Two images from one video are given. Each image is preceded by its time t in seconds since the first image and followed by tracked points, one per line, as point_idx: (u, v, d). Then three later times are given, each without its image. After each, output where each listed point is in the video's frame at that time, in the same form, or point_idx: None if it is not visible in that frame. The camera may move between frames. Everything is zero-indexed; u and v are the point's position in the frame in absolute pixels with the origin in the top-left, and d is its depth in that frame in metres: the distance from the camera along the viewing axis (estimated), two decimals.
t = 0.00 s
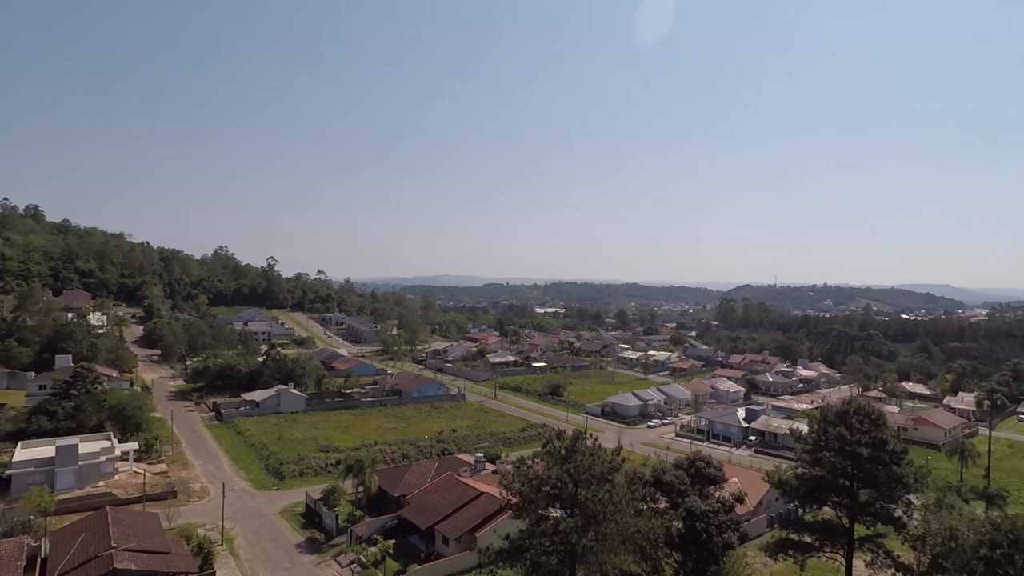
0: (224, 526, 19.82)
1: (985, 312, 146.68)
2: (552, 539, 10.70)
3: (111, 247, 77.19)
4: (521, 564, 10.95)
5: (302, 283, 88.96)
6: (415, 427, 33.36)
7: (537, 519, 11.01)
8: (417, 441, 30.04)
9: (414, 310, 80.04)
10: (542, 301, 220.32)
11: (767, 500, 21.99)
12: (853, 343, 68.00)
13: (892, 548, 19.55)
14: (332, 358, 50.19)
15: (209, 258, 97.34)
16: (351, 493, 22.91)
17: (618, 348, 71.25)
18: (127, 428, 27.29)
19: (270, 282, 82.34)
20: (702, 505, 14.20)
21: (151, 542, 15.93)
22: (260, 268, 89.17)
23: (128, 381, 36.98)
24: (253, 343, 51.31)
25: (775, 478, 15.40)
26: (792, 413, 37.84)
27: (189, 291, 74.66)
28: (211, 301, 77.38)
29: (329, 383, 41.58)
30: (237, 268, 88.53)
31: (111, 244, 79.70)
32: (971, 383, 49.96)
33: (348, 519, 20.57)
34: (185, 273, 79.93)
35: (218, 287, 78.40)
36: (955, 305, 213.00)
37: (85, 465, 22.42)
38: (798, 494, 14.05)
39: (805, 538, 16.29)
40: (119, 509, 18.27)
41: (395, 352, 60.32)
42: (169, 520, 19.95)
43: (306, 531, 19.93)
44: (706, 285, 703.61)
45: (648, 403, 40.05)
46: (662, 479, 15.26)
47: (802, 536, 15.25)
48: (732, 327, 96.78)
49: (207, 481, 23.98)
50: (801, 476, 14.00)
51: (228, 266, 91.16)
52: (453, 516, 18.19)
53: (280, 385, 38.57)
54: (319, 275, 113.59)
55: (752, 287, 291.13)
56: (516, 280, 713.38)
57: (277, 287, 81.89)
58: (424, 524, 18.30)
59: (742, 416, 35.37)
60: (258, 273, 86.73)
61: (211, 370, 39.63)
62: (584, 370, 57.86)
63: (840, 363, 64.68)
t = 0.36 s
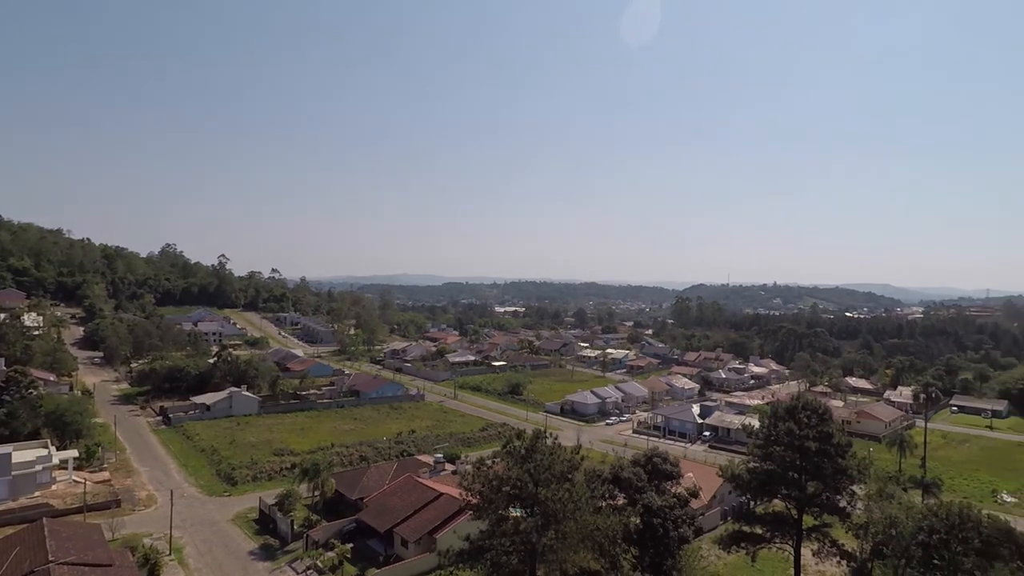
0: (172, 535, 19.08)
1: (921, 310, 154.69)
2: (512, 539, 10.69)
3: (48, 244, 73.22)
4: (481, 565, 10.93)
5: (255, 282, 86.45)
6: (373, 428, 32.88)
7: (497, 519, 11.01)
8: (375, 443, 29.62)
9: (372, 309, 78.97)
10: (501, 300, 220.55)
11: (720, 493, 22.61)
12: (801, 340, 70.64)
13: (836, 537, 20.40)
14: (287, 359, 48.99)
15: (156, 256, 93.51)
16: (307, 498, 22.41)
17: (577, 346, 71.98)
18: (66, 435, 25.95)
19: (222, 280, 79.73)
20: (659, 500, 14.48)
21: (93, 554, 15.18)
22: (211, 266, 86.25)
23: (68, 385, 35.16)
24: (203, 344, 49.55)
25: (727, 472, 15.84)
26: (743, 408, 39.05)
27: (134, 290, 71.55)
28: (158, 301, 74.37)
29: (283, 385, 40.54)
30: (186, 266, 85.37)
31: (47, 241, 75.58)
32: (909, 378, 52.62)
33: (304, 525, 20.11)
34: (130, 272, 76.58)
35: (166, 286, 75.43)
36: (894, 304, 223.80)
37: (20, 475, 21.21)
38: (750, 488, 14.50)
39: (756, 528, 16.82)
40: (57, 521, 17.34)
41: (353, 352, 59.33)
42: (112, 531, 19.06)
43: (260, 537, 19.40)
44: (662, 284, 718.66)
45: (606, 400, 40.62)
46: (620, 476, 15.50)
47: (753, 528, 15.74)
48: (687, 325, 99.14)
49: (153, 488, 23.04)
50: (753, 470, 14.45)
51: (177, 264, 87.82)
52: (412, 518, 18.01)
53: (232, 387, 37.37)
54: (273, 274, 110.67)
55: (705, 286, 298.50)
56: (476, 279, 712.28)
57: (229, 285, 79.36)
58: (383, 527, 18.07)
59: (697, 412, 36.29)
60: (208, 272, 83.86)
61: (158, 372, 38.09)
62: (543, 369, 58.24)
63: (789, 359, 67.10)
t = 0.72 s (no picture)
0: (114, 547, 18.23)
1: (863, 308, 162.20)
2: (471, 541, 10.65)
3: None
4: (440, 567, 10.86)
5: (204, 281, 83.40)
6: (329, 431, 32.23)
7: (456, 520, 10.96)
8: (331, 445, 29.04)
9: (328, 309, 77.39)
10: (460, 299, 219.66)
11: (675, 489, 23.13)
12: (751, 338, 72.96)
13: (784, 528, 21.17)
14: (238, 360, 47.48)
15: (96, 253, 89.04)
16: (259, 504, 21.80)
17: (535, 345, 72.36)
18: None
19: (168, 279, 76.61)
20: (616, 497, 14.71)
21: (27, 570, 14.33)
22: (156, 264, 82.77)
23: None
24: (148, 345, 47.50)
25: (682, 468, 16.22)
26: (697, 405, 40.07)
27: (72, 289, 67.98)
28: (98, 301, 70.85)
29: (235, 387, 39.29)
30: (129, 264, 81.64)
31: None
32: (851, 373, 55.05)
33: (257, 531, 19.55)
34: (67, 270, 72.69)
35: (107, 285, 71.94)
36: (837, 302, 233.73)
37: None
38: (704, 482, 14.91)
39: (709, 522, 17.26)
40: None
41: (308, 353, 58.01)
42: (49, 544, 18.07)
43: (211, 546, 18.75)
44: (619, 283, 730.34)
45: (565, 399, 40.98)
46: (578, 474, 15.67)
47: (707, 522, 16.18)
48: (643, 324, 101.06)
49: (94, 498, 21.96)
50: (706, 466, 14.85)
51: (119, 262, 83.91)
52: (370, 522, 17.76)
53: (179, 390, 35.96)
54: (223, 273, 107.05)
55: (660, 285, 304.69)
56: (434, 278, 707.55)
57: (176, 284, 76.34)
58: (339, 532, 17.75)
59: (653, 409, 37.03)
60: (153, 270, 80.44)
61: (99, 376, 36.31)
62: (502, 368, 58.31)
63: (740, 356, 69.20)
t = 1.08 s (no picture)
0: (47, 562, 17.25)
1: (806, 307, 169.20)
2: (428, 545, 10.54)
3: None
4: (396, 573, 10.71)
5: (146, 280, 79.78)
6: (281, 434, 31.38)
7: (413, 524, 10.84)
8: (283, 449, 28.28)
9: (279, 308, 75.34)
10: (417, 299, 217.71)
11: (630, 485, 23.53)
12: (703, 336, 74.99)
13: (733, 522, 21.87)
14: (183, 362, 45.64)
15: (27, 250, 83.91)
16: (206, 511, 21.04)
17: (492, 344, 72.32)
18: None
19: (107, 278, 72.90)
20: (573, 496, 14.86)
21: None
22: (94, 262, 78.68)
23: None
24: (85, 348, 45.08)
25: (636, 465, 16.51)
26: (651, 402, 40.90)
27: None
28: (29, 300, 66.80)
29: (180, 391, 37.77)
30: (64, 261, 77.32)
31: None
32: (796, 369, 57.25)
33: (204, 541, 18.86)
34: None
35: (39, 284, 67.89)
36: (783, 301, 242.71)
37: None
38: (657, 478, 15.23)
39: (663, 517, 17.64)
40: None
41: (258, 354, 56.31)
42: None
43: (153, 557, 17.98)
44: (576, 283, 738.81)
45: (521, 398, 41.11)
46: (535, 474, 15.74)
47: (660, 518, 16.53)
48: (598, 322, 102.48)
49: (25, 511, 20.71)
50: (660, 462, 15.16)
51: (52, 259, 79.32)
52: (323, 527, 17.37)
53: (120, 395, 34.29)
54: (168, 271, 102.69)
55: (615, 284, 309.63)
56: (390, 277, 698.81)
57: (116, 283, 72.76)
58: (291, 539, 17.31)
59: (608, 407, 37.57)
60: (90, 268, 76.38)
61: (30, 381, 34.25)
62: (459, 368, 58.05)
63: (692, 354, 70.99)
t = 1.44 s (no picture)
0: None
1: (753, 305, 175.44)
2: (383, 549, 10.36)
3: None
4: None
5: (82, 279, 75.67)
6: (229, 439, 30.34)
7: (368, 529, 10.64)
8: (231, 454, 27.35)
9: (227, 308, 72.84)
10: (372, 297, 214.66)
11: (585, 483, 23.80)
12: (656, 334, 76.63)
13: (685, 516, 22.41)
14: (123, 365, 43.53)
15: None
16: (148, 521, 20.13)
17: (449, 344, 71.91)
18: None
19: (38, 276, 68.75)
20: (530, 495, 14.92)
21: None
22: (23, 259, 74.08)
23: None
24: (13, 350, 42.37)
25: (592, 463, 16.70)
26: (605, 400, 41.51)
27: None
28: None
29: (119, 395, 36.01)
30: None
31: None
32: (744, 366, 59.21)
33: (145, 552, 18.04)
34: None
35: None
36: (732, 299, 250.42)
37: None
38: (612, 476, 15.46)
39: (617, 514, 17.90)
40: None
41: (205, 356, 54.27)
42: None
43: (90, 571, 17.08)
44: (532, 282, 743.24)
45: (477, 398, 41.02)
46: (492, 474, 15.73)
47: (615, 514, 16.79)
48: (555, 322, 103.36)
49: None
50: (614, 460, 15.39)
51: None
52: (274, 534, 16.88)
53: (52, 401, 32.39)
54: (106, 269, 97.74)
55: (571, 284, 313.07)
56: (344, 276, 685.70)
57: (48, 282, 68.70)
58: (240, 547, 16.74)
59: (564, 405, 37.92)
60: (19, 266, 71.86)
61: None
62: (415, 368, 57.50)
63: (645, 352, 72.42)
